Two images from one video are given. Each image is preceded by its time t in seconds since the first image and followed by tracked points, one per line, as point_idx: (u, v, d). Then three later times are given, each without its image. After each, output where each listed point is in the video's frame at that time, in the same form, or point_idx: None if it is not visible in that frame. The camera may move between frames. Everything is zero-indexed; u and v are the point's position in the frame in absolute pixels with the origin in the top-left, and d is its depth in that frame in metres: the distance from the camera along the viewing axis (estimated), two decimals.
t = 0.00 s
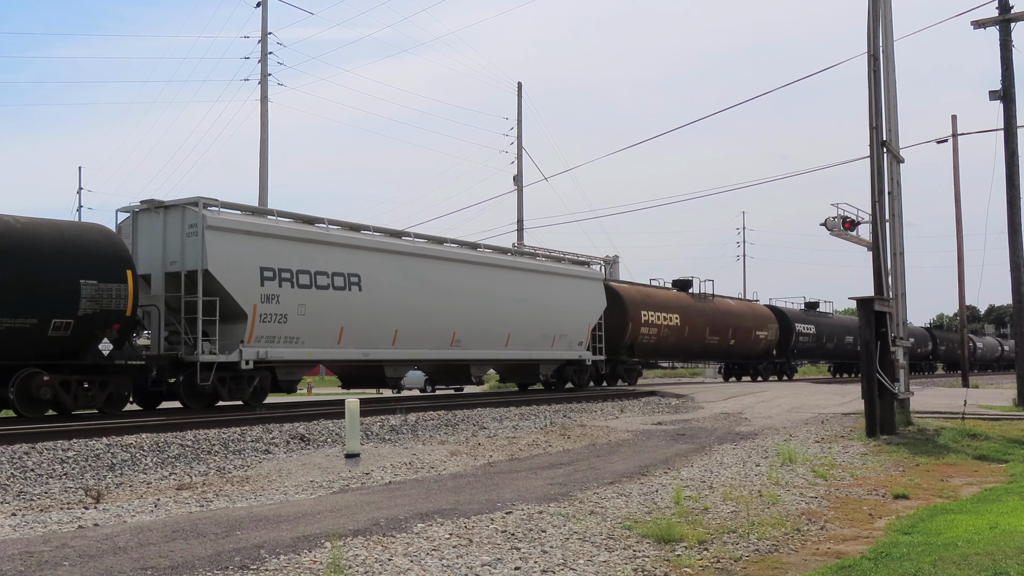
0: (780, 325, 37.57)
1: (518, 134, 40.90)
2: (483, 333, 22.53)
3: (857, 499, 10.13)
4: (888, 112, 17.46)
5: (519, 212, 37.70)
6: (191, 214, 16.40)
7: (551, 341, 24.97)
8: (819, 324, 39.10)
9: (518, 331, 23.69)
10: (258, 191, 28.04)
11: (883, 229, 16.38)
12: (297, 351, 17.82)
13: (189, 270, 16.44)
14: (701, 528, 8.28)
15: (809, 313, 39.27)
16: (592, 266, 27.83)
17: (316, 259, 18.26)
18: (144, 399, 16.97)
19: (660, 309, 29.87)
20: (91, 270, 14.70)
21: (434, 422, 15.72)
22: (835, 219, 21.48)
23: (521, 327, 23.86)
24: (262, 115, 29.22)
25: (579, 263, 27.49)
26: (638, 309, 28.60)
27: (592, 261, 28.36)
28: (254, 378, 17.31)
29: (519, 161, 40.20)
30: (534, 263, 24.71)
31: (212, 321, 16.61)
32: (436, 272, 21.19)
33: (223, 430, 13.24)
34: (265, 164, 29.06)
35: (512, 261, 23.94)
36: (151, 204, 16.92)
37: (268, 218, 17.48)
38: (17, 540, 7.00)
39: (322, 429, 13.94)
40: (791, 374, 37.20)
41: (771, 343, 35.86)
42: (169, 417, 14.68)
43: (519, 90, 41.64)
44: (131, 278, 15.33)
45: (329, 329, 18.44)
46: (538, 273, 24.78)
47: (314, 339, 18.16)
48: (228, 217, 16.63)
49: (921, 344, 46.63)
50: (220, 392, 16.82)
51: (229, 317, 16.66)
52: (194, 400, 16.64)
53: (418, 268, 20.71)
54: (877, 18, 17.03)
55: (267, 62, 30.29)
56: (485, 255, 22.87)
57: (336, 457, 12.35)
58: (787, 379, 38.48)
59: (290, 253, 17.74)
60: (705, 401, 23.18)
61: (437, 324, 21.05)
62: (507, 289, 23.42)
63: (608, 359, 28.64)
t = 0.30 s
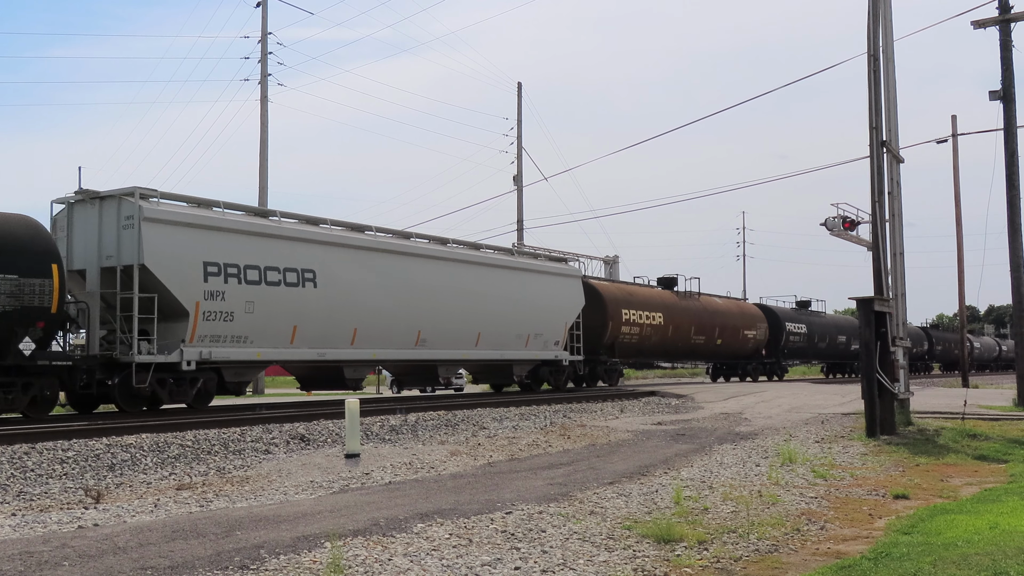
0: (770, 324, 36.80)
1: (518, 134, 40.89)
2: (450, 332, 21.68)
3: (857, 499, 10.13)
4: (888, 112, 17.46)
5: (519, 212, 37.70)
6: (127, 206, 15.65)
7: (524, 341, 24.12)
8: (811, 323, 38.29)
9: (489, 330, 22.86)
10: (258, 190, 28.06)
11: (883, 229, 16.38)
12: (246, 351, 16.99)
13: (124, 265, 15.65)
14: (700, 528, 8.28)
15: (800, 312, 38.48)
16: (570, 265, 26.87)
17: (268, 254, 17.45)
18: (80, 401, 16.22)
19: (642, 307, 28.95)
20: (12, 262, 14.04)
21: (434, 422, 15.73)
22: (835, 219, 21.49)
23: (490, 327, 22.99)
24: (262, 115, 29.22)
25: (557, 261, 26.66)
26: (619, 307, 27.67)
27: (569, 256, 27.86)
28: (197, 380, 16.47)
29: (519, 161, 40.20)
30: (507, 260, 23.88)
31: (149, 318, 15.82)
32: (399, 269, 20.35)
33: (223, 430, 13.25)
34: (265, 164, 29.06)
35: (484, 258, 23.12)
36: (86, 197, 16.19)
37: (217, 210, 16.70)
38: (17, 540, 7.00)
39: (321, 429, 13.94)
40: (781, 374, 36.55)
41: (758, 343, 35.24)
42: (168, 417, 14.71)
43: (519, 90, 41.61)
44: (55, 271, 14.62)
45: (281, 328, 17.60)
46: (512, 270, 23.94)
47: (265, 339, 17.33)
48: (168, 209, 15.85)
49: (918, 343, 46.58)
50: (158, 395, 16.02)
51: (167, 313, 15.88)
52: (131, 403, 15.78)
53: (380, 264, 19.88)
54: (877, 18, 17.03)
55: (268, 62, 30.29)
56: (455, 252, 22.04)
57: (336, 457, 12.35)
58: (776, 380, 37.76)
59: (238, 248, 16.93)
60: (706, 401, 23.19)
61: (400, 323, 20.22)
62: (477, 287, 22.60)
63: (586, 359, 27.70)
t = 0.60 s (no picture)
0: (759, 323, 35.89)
1: (518, 134, 40.89)
2: (417, 332, 20.40)
3: (857, 499, 10.13)
4: (888, 112, 17.46)
5: (519, 212, 37.69)
6: (54, 196, 14.36)
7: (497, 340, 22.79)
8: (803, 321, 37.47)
9: (460, 329, 21.63)
10: (258, 190, 28.06)
11: (883, 229, 16.38)
12: (187, 351, 15.76)
13: (50, 259, 14.37)
14: (701, 528, 8.28)
15: (791, 310, 37.65)
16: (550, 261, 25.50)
17: (213, 249, 16.16)
18: (5, 405, 15.03)
19: (622, 306, 27.60)
20: None
21: (434, 422, 15.72)
22: (835, 219, 21.49)
23: (461, 327, 21.67)
24: (262, 115, 29.22)
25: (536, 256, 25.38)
26: (598, 305, 26.28)
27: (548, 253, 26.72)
28: (132, 381, 15.23)
29: (519, 161, 40.20)
30: (480, 255, 22.56)
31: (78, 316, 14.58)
32: (361, 265, 19.06)
33: (223, 430, 13.25)
34: (265, 163, 29.06)
35: (457, 253, 21.82)
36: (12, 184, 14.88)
37: (156, 201, 15.45)
38: (17, 540, 7.00)
39: (321, 429, 13.94)
40: (772, 375, 35.51)
41: (747, 341, 34.35)
42: (169, 418, 14.73)
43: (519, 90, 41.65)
44: None
45: (228, 327, 16.34)
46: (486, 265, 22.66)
47: (209, 338, 16.08)
48: (101, 199, 14.56)
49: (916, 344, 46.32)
50: (89, 398, 14.75)
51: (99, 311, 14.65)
52: (58, 406, 14.58)
53: (338, 259, 18.57)
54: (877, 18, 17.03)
55: (268, 62, 30.29)
56: (423, 247, 20.72)
57: (336, 457, 12.35)
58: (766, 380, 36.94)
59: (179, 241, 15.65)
60: (706, 401, 23.20)
61: (361, 322, 18.92)
62: (447, 284, 21.26)
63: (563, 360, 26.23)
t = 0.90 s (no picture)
0: (749, 322, 35.30)
1: (519, 134, 40.87)
2: (377, 330, 19.43)
3: (858, 499, 10.13)
4: (888, 112, 17.46)
5: (519, 212, 37.69)
6: None
7: (464, 339, 21.82)
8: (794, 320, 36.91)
9: (424, 328, 20.65)
10: (258, 190, 28.06)
11: (883, 229, 16.39)
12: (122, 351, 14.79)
13: None
14: (701, 528, 8.28)
15: (782, 309, 37.08)
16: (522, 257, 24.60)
17: (153, 243, 15.21)
18: None
19: (601, 305, 26.71)
20: None
21: (435, 422, 15.73)
22: (835, 219, 21.49)
23: (425, 326, 20.70)
24: (262, 115, 29.22)
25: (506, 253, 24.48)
26: (576, 304, 25.37)
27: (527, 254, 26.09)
28: (60, 383, 14.21)
29: (519, 162, 40.18)
30: (447, 252, 21.60)
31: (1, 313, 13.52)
32: (315, 260, 18.10)
33: (223, 430, 13.26)
34: (265, 164, 29.05)
35: (422, 248, 20.87)
36: None
37: (88, 191, 14.47)
38: (17, 540, 7.00)
39: (321, 429, 13.95)
40: (761, 376, 34.89)
41: (734, 341, 33.78)
42: (170, 418, 14.76)
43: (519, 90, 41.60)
44: None
45: (166, 326, 15.38)
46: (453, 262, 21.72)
47: (145, 337, 15.12)
48: (25, 188, 13.58)
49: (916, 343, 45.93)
50: (11, 400, 13.73)
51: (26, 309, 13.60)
52: None
53: (291, 255, 17.62)
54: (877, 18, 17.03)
55: (268, 62, 30.29)
56: (384, 243, 19.77)
57: (336, 457, 12.35)
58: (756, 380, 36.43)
59: (112, 234, 14.66)
60: (706, 402, 23.19)
61: (316, 321, 17.97)
62: (409, 282, 20.31)
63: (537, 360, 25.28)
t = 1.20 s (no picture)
0: (737, 322, 34.85)
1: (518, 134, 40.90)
2: (333, 329, 18.40)
3: (857, 499, 10.13)
4: (888, 112, 17.46)
5: (519, 212, 37.70)
6: None
7: (430, 338, 20.76)
8: (784, 319, 36.53)
9: (385, 326, 19.61)
10: (258, 191, 28.06)
11: (883, 229, 16.39)
12: (47, 351, 13.69)
13: None
14: (700, 528, 8.28)
15: (772, 308, 36.67)
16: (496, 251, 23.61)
17: (83, 236, 14.10)
18: None
19: (579, 303, 25.93)
20: None
21: (434, 422, 15.72)
22: (835, 219, 21.49)
23: (386, 326, 19.65)
24: (262, 115, 29.23)
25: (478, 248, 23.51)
26: (552, 302, 24.59)
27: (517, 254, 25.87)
28: None
29: (519, 161, 40.19)
30: (410, 247, 20.54)
31: None
32: (266, 255, 17.06)
33: (222, 430, 13.25)
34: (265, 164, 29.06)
35: (384, 243, 19.84)
36: None
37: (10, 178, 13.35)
38: (17, 540, 7.00)
39: (321, 429, 13.94)
40: (750, 376, 34.55)
41: (721, 340, 33.23)
42: (169, 418, 14.74)
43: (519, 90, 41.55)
44: None
45: (97, 324, 14.29)
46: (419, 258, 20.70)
47: (75, 336, 14.03)
48: None
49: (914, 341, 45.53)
50: None
51: None
52: None
53: (239, 249, 16.56)
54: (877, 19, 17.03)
55: (267, 62, 30.30)
56: (341, 236, 18.70)
57: (336, 457, 12.35)
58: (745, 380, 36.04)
59: (36, 224, 13.53)
60: (705, 402, 23.19)
61: (267, 319, 16.92)
62: (369, 278, 19.25)
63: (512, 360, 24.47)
